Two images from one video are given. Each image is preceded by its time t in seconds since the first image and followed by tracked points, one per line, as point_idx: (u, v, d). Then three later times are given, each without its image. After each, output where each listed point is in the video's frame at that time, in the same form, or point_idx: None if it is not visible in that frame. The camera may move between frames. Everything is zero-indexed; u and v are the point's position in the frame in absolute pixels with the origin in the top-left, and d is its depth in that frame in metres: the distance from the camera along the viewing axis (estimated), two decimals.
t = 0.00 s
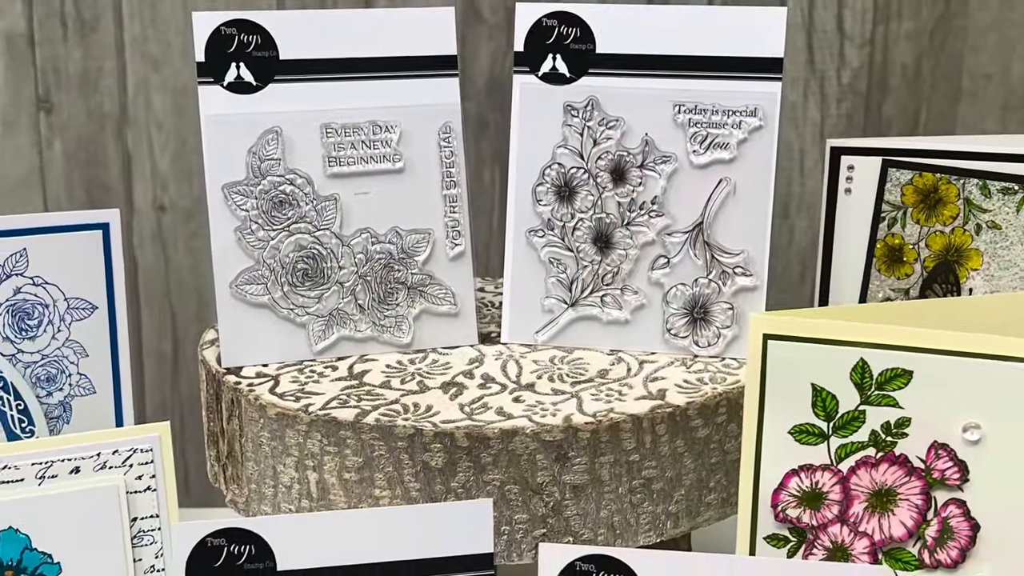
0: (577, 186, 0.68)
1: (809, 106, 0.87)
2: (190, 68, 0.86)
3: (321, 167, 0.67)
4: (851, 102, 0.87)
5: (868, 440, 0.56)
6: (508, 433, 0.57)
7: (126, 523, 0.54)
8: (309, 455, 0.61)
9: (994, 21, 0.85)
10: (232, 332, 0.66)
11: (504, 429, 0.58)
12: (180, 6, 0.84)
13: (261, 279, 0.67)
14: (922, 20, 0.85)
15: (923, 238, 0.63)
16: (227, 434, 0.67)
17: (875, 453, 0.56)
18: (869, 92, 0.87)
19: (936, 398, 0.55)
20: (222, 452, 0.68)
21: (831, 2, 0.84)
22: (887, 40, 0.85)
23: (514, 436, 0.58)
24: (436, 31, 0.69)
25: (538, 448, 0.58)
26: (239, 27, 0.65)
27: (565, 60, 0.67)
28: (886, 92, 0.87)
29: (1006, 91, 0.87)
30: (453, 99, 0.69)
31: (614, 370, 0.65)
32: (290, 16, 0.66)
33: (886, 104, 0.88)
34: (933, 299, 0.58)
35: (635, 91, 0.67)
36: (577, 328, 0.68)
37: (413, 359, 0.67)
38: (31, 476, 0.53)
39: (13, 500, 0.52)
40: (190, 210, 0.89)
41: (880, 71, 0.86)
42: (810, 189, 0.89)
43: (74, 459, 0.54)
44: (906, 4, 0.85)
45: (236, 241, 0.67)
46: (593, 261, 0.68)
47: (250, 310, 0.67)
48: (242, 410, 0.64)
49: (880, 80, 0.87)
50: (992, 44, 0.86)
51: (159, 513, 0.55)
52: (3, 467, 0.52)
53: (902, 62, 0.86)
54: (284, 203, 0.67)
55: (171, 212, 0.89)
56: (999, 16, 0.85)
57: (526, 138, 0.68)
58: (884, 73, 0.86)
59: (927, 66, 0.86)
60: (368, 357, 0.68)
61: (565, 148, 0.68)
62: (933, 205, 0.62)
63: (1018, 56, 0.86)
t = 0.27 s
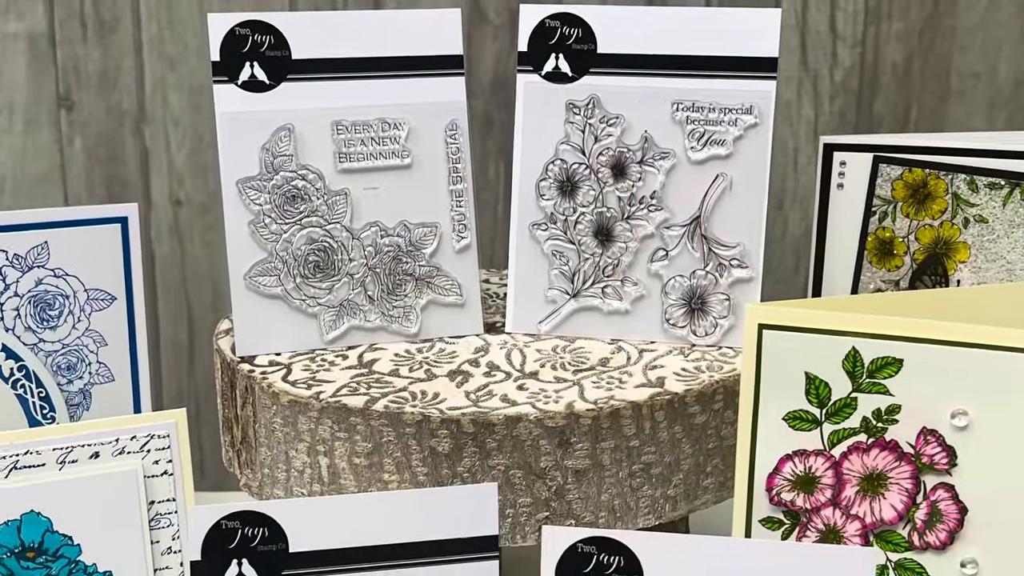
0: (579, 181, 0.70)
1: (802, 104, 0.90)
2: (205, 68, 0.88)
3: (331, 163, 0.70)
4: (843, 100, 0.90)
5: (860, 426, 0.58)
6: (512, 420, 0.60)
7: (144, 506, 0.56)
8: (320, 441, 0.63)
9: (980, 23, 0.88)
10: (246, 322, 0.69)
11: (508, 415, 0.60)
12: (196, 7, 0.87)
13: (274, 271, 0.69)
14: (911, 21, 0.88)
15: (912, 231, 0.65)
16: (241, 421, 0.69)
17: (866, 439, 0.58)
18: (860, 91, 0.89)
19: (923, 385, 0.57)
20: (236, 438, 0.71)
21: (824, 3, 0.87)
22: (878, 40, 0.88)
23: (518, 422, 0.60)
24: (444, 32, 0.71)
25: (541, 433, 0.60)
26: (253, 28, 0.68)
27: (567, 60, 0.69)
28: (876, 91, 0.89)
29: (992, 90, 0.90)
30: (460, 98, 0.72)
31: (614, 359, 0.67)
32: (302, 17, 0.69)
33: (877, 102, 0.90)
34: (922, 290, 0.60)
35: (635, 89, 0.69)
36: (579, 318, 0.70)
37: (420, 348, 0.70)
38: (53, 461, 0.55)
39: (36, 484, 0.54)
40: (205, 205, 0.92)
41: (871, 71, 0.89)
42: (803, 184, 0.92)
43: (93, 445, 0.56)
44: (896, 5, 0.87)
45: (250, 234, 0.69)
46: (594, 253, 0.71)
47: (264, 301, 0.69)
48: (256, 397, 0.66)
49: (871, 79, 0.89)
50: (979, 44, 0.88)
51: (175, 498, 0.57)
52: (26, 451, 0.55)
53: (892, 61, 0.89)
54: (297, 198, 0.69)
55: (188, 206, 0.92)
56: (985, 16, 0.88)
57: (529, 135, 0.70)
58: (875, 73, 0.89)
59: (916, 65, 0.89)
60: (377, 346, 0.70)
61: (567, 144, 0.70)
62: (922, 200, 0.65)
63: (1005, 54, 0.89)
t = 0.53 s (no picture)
0: (581, 176, 0.73)
1: (796, 102, 0.92)
2: (220, 66, 0.91)
3: (342, 158, 0.72)
4: (835, 99, 0.92)
5: (851, 412, 0.61)
6: (517, 406, 0.62)
7: (163, 489, 0.58)
8: (331, 426, 0.65)
9: (968, 25, 0.90)
10: (259, 312, 0.71)
11: (513, 402, 0.62)
12: (213, 9, 0.90)
13: (287, 262, 0.72)
14: (902, 22, 0.90)
15: (902, 225, 0.68)
16: (255, 408, 0.72)
17: (858, 424, 0.61)
18: (852, 89, 0.92)
19: (911, 373, 0.59)
20: (250, 423, 0.74)
21: (817, 6, 0.89)
22: (869, 40, 0.90)
23: (523, 408, 0.62)
24: (450, 34, 0.74)
25: (545, 419, 0.62)
26: (266, 29, 0.70)
27: (569, 59, 0.72)
28: (867, 90, 0.92)
29: (980, 88, 0.92)
30: (466, 96, 0.74)
31: (615, 347, 0.70)
32: (314, 19, 0.71)
33: (868, 101, 0.93)
34: (910, 282, 0.63)
35: (635, 88, 0.72)
36: (581, 308, 0.73)
37: (428, 337, 0.72)
38: (74, 446, 0.57)
39: (58, 469, 0.56)
40: (220, 199, 0.95)
41: (862, 71, 0.91)
42: (797, 179, 0.95)
43: (114, 430, 0.58)
44: (886, 7, 0.90)
45: (263, 228, 0.72)
46: (595, 246, 0.73)
47: (276, 291, 0.72)
48: (269, 384, 0.68)
49: (862, 79, 0.92)
50: (967, 44, 0.91)
51: (192, 481, 0.59)
52: (49, 437, 0.57)
53: (883, 61, 0.91)
54: (309, 193, 0.72)
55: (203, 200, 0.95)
56: (973, 18, 0.90)
57: (533, 132, 0.73)
58: (866, 72, 0.91)
59: (906, 66, 0.91)
60: (386, 335, 0.73)
61: (569, 141, 0.73)
62: (910, 194, 0.67)
63: (992, 53, 0.91)
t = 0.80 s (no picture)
0: (583, 171, 0.75)
1: (790, 100, 0.97)
2: (236, 65, 0.96)
3: (353, 154, 0.75)
4: (828, 96, 0.97)
5: (843, 398, 0.64)
6: (521, 392, 0.64)
7: (180, 473, 0.60)
8: (342, 412, 0.68)
9: (954, 26, 0.95)
10: (273, 302, 0.74)
11: (517, 388, 0.65)
12: (228, 10, 0.94)
13: (300, 254, 0.75)
14: (891, 23, 0.95)
15: (892, 218, 0.70)
16: (269, 394, 0.74)
17: (849, 410, 0.63)
18: (844, 87, 0.96)
19: (900, 361, 0.62)
20: (263, 409, 0.77)
21: (810, 7, 0.94)
22: (860, 40, 0.95)
23: (526, 394, 0.65)
24: (457, 34, 0.77)
25: (549, 405, 0.65)
26: (280, 29, 0.73)
27: (572, 58, 0.75)
28: (858, 88, 0.97)
29: (965, 87, 0.96)
30: (472, 94, 0.77)
31: (616, 336, 0.72)
32: (325, 19, 0.74)
33: (859, 98, 0.97)
34: (899, 273, 0.65)
35: (635, 86, 0.74)
36: (583, 299, 0.76)
37: (435, 326, 0.75)
38: (94, 431, 0.59)
39: (80, 452, 0.58)
40: (235, 192, 0.99)
41: (853, 70, 0.96)
42: (790, 174, 0.99)
43: (133, 415, 0.60)
44: (875, 9, 0.94)
45: (277, 221, 0.75)
46: (596, 238, 0.76)
47: (290, 282, 0.75)
48: (283, 371, 0.71)
49: (853, 77, 0.96)
50: (953, 45, 0.95)
51: (208, 464, 0.61)
52: (71, 422, 0.59)
53: (873, 60, 0.96)
54: (321, 187, 0.75)
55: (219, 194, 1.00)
56: (959, 19, 0.94)
57: (536, 129, 0.76)
58: (857, 70, 0.96)
59: (895, 65, 0.96)
60: (395, 324, 0.75)
61: (571, 137, 0.75)
62: (899, 189, 0.70)
63: (978, 53, 0.95)
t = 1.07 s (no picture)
0: (585, 166, 0.78)
1: (783, 98, 1.01)
2: (252, 65, 0.99)
3: (364, 150, 0.78)
4: (819, 95, 1.01)
5: (834, 384, 0.66)
6: (525, 378, 0.67)
7: (198, 456, 0.63)
8: (354, 398, 0.71)
9: (943, 26, 0.99)
10: (288, 292, 0.77)
11: (521, 374, 0.67)
12: (243, 10, 0.97)
13: (313, 246, 0.78)
14: (881, 24, 0.99)
15: (882, 211, 0.73)
16: (284, 380, 0.78)
17: (840, 396, 0.66)
18: (835, 86, 1.00)
19: (887, 348, 0.65)
20: (278, 394, 0.80)
21: (802, 9, 0.98)
22: (851, 41, 0.99)
23: (530, 379, 0.67)
24: (464, 35, 0.80)
25: (552, 391, 0.68)
26: (294, 30, 0.76)
27: (574, 58, 0.78)
28: (849, 86, 1.01)
29: (952, 86, 1.01)
30: (479, 93, 0.80)
31: (617, 324, 0.76)
32: (338, 20, 0.77)
33: (850, 96, 1.01)
34: (888, 264, 0.68)
35: (635, 85, 0.77)
36: (585, 289, 0.79)
37: (443, 315, 0.78)
38: (116, 415, 0.62)
39: (103, 436, 0.61)
40: (251, 187, 1.03)
41: (844, 69, 1.00)
42: (784, 168, 1.03)
43: (152, 401, 0.63)
44: (867, 10, 0.98)
45: (291, 215, 0.78)
46: (597, 231, 0.79)
47: (303, 273, 0.78)
48: (297, 358, 0.74)
49: (845, 77, 1.00)
50: (942, 45, 0.99)
51: (225, 448, 0.64)
52: (93, 407, 0.62)
53: (863, 59, 1.00)
54: (333, 181, 0.78)
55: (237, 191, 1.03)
56: (947, 19, 0.98)
57: (540, 125, 0.79)
58: (848, 70, 1.00)
59: (885, 65, 1.00)
60: (405, 313, 0.78)
61: (573, 134, 0.78)
62: (889, 183, 0.73)
63: (965, 53, 0.99)
